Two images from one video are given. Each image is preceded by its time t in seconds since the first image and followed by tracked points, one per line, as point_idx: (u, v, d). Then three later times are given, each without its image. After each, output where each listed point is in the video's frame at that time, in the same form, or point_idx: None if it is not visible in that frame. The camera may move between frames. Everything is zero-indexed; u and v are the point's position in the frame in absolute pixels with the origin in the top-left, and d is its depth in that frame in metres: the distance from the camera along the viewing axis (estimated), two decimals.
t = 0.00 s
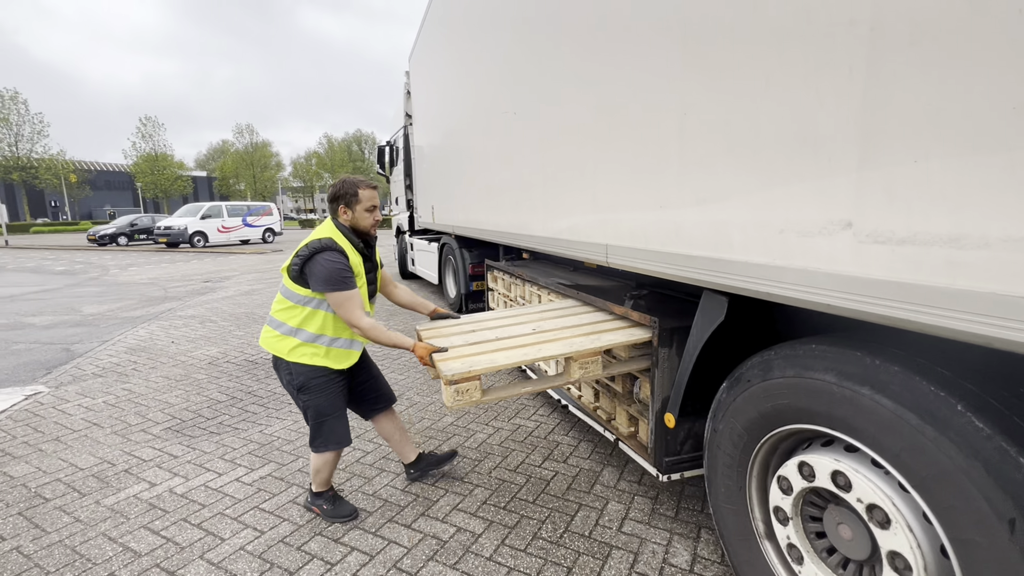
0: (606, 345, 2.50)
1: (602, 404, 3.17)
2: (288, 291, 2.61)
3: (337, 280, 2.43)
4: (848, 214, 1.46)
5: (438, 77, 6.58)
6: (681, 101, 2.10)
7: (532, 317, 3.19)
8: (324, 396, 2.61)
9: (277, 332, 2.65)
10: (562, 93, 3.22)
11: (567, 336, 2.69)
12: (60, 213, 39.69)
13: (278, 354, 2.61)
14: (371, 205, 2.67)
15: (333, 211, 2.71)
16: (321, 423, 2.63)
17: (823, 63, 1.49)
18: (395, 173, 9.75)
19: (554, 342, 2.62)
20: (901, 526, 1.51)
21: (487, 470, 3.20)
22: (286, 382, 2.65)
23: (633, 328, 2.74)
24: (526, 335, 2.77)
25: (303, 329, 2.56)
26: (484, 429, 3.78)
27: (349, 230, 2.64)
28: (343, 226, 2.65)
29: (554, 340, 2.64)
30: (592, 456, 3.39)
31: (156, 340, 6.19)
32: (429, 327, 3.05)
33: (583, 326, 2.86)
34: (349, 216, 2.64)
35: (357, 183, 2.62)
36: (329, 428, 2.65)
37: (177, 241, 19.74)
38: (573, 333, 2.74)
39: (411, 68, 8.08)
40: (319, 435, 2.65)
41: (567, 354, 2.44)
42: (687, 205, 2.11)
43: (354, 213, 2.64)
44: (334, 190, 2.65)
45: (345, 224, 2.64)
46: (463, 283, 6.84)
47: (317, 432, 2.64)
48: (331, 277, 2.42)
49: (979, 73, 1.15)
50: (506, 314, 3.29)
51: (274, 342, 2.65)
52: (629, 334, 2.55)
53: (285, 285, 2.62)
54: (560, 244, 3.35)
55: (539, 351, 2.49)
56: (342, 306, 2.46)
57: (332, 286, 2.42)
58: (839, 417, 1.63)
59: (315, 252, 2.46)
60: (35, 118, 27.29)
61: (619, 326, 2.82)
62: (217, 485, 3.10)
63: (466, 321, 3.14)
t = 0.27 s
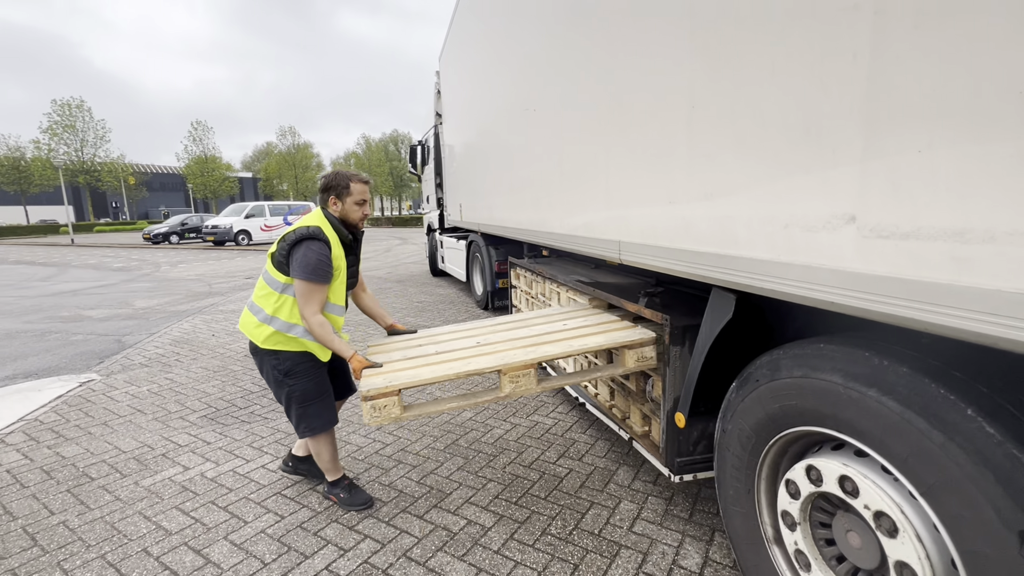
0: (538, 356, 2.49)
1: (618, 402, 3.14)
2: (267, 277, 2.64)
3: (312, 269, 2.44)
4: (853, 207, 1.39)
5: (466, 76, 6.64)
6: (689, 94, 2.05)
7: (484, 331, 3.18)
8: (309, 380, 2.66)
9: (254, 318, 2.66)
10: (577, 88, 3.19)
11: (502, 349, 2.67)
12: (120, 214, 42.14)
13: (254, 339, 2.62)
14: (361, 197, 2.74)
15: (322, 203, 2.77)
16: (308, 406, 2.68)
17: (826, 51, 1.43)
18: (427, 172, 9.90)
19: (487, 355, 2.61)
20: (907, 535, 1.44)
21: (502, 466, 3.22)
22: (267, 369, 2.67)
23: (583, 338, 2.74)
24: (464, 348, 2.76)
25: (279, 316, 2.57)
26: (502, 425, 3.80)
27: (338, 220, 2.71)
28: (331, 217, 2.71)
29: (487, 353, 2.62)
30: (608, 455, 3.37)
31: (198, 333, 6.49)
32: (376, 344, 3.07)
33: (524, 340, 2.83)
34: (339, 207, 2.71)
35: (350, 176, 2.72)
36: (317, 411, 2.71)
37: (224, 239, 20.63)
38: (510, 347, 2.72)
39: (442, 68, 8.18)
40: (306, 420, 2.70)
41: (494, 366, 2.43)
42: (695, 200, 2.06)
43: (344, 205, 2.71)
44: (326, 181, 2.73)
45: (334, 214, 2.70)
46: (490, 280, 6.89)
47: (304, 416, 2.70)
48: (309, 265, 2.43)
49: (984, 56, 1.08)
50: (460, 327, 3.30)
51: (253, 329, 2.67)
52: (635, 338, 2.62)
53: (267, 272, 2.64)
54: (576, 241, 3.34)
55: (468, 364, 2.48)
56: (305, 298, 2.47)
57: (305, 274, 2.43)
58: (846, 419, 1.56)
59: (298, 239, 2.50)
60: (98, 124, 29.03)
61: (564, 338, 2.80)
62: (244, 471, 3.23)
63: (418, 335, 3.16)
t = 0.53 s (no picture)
0: (487, 442, 2.47)
1: (639, 397, 3.14)
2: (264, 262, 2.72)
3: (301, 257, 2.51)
4: (865, 197, 1.37)
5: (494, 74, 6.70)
6: (706, 86, 2.04)
7: (462, 385, 3.22)
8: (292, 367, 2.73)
9: (248, 299, 2.77)
10: (599, 83, 3.19)
11: (462, 414, 2.68)
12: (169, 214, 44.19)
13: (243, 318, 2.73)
14: (359, 196, 2.78)
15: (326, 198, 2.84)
16: (292, 389, 2.74)
17: (840, 38, 1.41)
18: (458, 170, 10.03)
19: (447, 412, 2.64)
20: (924, 532, 1.41)
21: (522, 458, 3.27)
22: (253, 349, 2.74)
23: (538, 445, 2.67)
24: (431, 394, 2.80)
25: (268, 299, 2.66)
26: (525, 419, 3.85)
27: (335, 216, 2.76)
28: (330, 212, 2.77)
29: (446, 409, 2.66)
30: (629, 451, 3.37)
31: (237, 326, 6.76)
32: (363, 341, 3.30)
33: (487, 417, 2.82)
34: (338, 203, 2.76)
35: (351, 177, 2.75)
36: (295, 395, 2.75)
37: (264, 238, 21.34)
38: (471, 415, 2.72)
39: (471, 67, 8.27)
40: (284, 403, 2.74)
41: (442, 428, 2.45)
42: (712, 192, 2.05)
43: (342, 202, 2.75)
44: (330, 177, 2.79)
45: (333, 210, 2.76)
46: (516, 277, 6.96)
47: (289, 398, 2.75)
48: (300, 253, 2.51)
49: (996, 38, 1.05)
50: (445, 371, 3.37)
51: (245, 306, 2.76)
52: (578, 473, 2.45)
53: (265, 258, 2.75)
54: (598, 236, 3.34)
55: (423, 412, 2.52)
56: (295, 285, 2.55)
57: (295, 261, 2.51)
58: (861, 413, 1.53)
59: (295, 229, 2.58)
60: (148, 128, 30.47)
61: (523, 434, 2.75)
62: (278, 456, 3.19)
63: (399, 354, 3.35)
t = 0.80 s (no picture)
0: (469, 453, 2.51)
1: (663, 392, 3.16)
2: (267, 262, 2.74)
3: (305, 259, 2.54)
4: (888, 188, 1.37)
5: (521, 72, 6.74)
6: (730, 79, 2.04)
7: (456, 389, 3.27)
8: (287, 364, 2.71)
9: (247, 295, 2.78)
10: (625, 78, 3.20)
11: (449, 422, 2.73)
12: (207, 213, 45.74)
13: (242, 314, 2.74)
14: (362, 201, 2.79)
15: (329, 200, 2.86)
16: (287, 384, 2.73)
17: (864, 29, 1.41)
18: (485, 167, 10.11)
19: (433, 422, 2.68)
20: (948, 524, 1.40)
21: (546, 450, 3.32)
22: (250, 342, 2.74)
23: (523, 455, 2.72)
24: (421, 402, 2.85)
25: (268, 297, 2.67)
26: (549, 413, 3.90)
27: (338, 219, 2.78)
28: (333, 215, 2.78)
29: (432, 418, 2.70)
30: (654, 445, 3.38)
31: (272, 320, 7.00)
32: (364, 341, 3.37)
33: (475, 424, 2.86)
34: (340, 206, 2.78)
35: (357, 182, 2.79)
36: (286, 392, 2.73)
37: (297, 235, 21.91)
38: (458, 424, 2.76)
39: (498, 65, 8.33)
40: (274, 399, 2.72)
41: (426, 438, 2.50)
42: (736, 185, 2.05)
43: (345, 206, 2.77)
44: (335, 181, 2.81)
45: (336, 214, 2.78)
46: (542, 273, 7.01)
47: (285, 393, 2.74)
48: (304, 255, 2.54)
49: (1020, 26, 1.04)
50: (441, 374, 3.43)
51: (245, 304, 2.77)
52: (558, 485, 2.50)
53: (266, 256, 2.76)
54: (623, 230, 3.36)
55: (408, 424, 2.57)
56: (300, 288, 2.57)
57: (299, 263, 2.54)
58: (884, 406, 1.52)
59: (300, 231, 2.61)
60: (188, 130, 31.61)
61: (510, 443, 2.79)
62: (312, 443, 3.34)
63: (399, 356, 3.43)
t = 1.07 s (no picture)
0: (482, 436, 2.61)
1: (693, 383, 3.19)
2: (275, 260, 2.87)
3: (308, 254, 2.66)
4: (920, 177, 1.40)
5: (548, 68, 6.79)
6: (761, 72, 2.07)
7: (460, 381, 3.39)
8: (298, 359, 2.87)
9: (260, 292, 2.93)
10: (654, 73, 3.23)
11: (459, 409, 2.83)
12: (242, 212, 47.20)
13: (254, 309, 2.89)
14: (367, 201, 2.89)
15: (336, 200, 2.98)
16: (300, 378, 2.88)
17: (896, 21, 1.43)
18: (513, 163, 10.20)
19: (444, 407, 2.78)
20: (980, 509, 1.42)
21: (577, 439, 3.39)
22: (265, 341, 2.91)
23: (529, 442, 2.83)
24: (431, 389, 2.96)
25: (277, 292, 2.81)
26: (579, 404, 3.97)
27: (342, 218, 2.89)
28: (338, 214, 2.90)
29: (443, 404, 2.81)
30: (683, 436, 3.41)
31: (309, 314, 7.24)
32: (372, 333, 3.50)
33: (482, 413, 2.97)
34: (345, 206, 2.89)
35: (361, 181, 2.86)
36: (305, 385, 2.90)
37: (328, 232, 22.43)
38: (467, 411, 2.87)
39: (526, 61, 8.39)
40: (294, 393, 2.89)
41: (440, 421, 2.60)
42: (767, 177, 2.07)
43: (349, 205, 2.88)
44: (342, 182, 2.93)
45: (341, 212, 2.90)
46: (570, 268, 7.06)
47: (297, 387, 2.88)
48: (308, 250, 2.66)
49: None
50: (446, 367, 3.55)
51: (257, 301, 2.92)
52: (565, 469, 2.60)
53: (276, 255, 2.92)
54: (653, 224, 3.39)
55: (422, 406, 2.68)
56: (304, 283, 2.69)
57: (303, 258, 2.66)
58: (916, 392, 1.54)
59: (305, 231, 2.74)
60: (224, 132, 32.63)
61: (516, 431, 2.90)
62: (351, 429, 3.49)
63: (405, 349, 3.54)
